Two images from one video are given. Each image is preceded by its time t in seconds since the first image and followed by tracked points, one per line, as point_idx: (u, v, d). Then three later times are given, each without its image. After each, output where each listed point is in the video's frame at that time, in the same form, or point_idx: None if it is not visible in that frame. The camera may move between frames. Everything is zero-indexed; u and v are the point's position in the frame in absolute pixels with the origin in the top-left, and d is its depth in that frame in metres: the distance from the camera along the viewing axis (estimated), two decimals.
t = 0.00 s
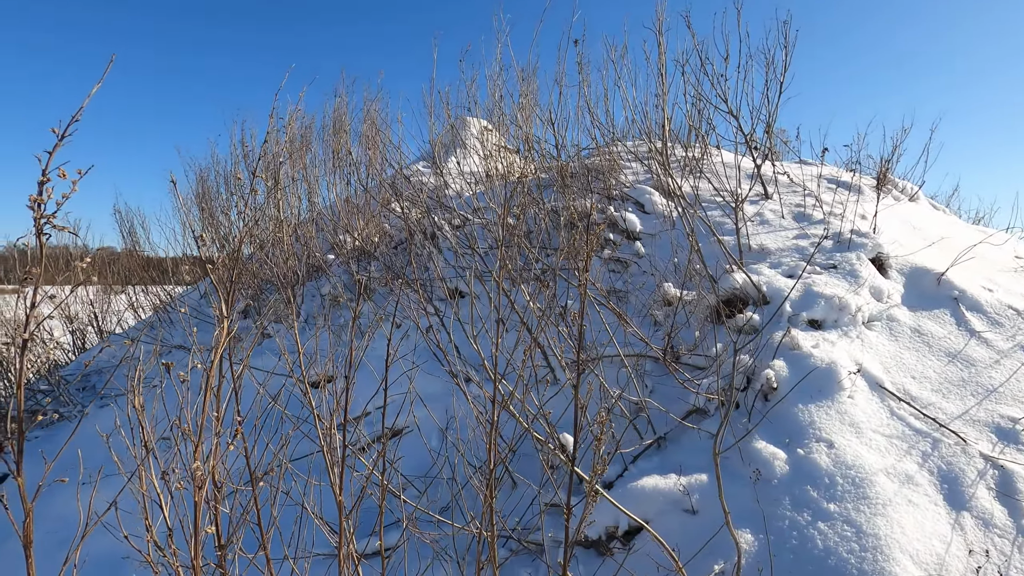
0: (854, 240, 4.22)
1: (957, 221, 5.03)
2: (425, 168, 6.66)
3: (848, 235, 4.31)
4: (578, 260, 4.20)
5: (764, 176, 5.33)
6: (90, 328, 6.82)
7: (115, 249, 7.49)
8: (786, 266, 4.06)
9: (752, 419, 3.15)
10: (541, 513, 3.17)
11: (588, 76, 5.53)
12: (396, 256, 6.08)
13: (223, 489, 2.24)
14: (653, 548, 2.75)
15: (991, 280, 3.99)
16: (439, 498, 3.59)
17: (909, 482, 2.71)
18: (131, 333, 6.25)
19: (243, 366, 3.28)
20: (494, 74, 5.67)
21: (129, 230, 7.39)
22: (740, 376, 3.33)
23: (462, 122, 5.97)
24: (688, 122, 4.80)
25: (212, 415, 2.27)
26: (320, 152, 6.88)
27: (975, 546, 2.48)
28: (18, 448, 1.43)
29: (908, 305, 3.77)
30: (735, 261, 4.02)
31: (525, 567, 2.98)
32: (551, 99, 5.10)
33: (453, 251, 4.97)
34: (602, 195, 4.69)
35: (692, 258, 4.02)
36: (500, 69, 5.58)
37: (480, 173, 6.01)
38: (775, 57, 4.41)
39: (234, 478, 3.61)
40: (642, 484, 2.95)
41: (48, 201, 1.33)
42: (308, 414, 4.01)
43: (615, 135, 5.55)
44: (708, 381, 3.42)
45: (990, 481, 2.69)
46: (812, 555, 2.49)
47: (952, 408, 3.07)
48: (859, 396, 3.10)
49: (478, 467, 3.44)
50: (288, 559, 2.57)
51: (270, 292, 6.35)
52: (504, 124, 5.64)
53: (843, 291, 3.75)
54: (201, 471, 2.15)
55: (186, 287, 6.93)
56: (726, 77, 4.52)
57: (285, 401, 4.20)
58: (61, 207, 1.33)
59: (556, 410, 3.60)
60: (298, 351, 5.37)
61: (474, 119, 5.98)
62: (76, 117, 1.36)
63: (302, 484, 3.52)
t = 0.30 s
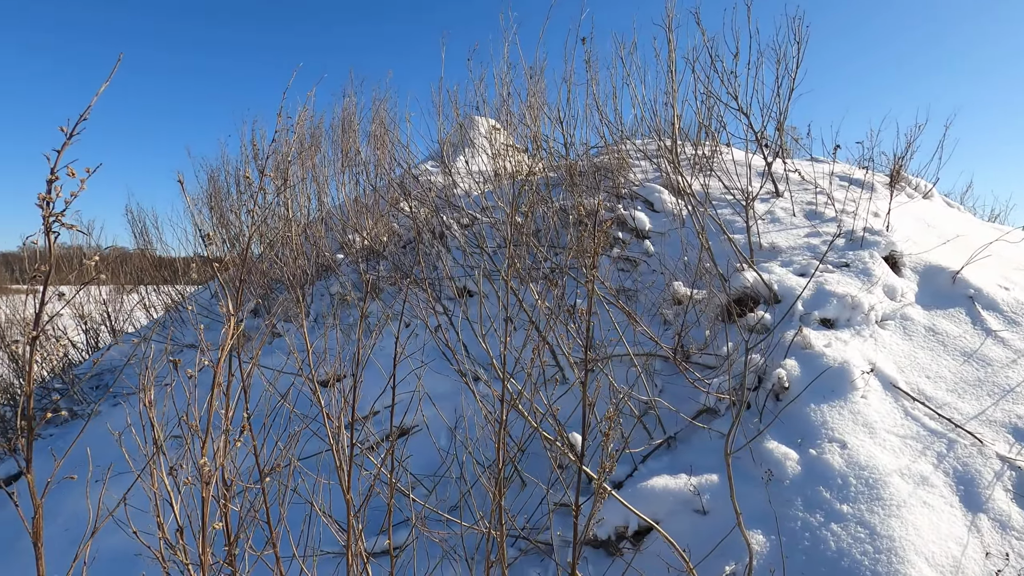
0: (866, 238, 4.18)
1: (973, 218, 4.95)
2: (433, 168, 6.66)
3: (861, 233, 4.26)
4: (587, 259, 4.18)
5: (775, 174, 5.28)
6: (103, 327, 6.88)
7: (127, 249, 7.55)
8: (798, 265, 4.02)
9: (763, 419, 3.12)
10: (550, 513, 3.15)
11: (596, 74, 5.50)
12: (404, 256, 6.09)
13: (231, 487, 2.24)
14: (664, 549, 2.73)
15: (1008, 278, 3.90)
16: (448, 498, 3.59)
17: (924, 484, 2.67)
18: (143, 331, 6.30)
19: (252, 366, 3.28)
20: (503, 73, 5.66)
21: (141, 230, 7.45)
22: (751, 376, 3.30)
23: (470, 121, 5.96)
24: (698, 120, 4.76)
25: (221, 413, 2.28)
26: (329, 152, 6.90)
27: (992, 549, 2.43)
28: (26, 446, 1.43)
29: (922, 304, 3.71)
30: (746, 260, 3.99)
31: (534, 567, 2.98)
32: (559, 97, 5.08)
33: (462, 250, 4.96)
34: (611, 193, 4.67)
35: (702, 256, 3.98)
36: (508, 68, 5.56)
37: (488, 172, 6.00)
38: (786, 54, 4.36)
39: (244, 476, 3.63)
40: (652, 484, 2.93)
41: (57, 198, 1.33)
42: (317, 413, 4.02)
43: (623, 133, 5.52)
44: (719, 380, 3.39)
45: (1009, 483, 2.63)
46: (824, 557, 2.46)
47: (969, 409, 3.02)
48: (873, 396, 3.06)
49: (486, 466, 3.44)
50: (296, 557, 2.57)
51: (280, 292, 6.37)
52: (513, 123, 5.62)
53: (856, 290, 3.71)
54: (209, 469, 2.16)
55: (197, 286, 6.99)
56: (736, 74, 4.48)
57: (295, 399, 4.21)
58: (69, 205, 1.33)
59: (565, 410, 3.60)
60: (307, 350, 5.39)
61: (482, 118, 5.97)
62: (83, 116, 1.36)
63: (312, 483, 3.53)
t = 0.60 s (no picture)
0: (877, 237, 4.14)
1: (985, 217, 4.89)
2: (441, 167, 6.67)
3: (871, 232, 4.23)
4: (595, 259, 4.17)
5: (784, 173, 5.25)
6: (113, 327, 6.94)
7: (136, 249, 7.60)
8: (807, 264, 3.99)
9: (773, 420, 3.11)
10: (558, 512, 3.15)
11: (603, 73, 5.48)
12: (411, 256, 6.10)
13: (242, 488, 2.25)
14: (673, 549, 2.72)
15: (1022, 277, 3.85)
16: (457, 498, 3.60)
17: (936, 486, 2.64)
18: (153, 331, 6.35)
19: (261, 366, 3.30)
20: (509, 72, 5.64)
21: (150, 231, 7.50)
22: (760, 376, 3.29)
23: (476, 120, 5.95)
24: (706, 119, 4.73)
25: (231, 414, 2.28)
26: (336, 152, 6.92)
27: (1005, 552, 2.40)
28: (40, 450, 1.43)
29: (934, 304, 3.67)
30: (754, 259, 3.97)
31: (542, 567, 2.98)
32: (566, 96, 5.06)
33: (469, 250, 4.96)
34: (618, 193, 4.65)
35: (710, 256, 3.97)
36: (515, 67, 5.55)
37: (495, 172, 5.99)
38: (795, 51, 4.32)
39: (253, 475, 3.65)
40: (660, 484, 2.92)
41: (69, 200, 1.34)
42: (325, 412, 4.04)
43: (631, 132, 5.50)
44: (727, 380, 3.38)
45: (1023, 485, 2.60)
46: (834, 559, 2.44)
47: (981, 410, 2.99)
48: (884, 397, 3.04)
49: (494, 466, 3.44)
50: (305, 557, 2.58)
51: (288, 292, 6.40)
52: (520, 122, 5.61)
53: (866, 290, 3.68)
54: (220, 470, 2.16)
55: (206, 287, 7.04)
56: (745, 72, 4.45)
57: (303, 399, 4.23)
58: (81, 207, 1.34)
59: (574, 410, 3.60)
60: (315, 350, 5.41)
61: (489, 117, 5.96)
62: (94, 117, 1.36)
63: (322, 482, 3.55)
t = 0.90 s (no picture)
0: (884, 236, 4.12)
1: (994, 215, 4.85)
2: (445, 167, 6.67)
3: (878, 231, 4.21)
4: (600, 259, 4.16)
5: (790, 172, 5.22)
6: (121, 326, 6.99)
7: (144, 249, 7.65)
8: (814, 263, 3.97)
9: (779, 420, 3.09)
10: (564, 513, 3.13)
11: (608, 72, 5.46)
12: (416, 256, 6.11)
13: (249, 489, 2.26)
14: (678, 550, 2.71)
15: None
16: (463, 497, 3.61)
17: (945, 486, 2.63)
18: (160, 331, 6.39)
19: (267, 366, 3.31)
20: (514, 72, 5.64)
21: (157, 231, 7.54)
22: (766, 376, 3.27)
23: (481, 121, 5.95)
24: (712, 118, 4.71)
25: (238, 415, 2.28)
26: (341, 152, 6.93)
27: (1015, 553, 2.38)
28: (48, 451, 1.44)
29: (942, 303, 3.65)
30: (760, 259, 3.96)
31: (547, 567, 2.98)
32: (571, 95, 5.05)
33: (473, 249, 4.96)
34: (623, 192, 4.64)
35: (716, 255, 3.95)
36: (519, 66, 5.54)
37: (499, 171, 5.99)
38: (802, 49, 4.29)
39: (259, 474, 3.67)
40: (666, 485, 2.92)
41: (77, 201, 1.35)
42: (331, 412, 4.05)
43: (636, 131, 5.49)
44: (733, 380, 3.36)
45: None
46: (841, 560, 2.43)
47: (990, 410, 2.96)
48: (891, 397, 3.02)
49: (500, 466, 3.44)
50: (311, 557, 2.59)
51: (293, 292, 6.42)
52: (524, 122, 5.60)
53: (873, 289, 3.66)
54: (227, 471, 2.17)
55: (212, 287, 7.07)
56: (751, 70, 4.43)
57: (309, 399, 4.24)
58: (89, 208, 1.35)
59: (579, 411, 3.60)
60: (321, 350, 5.43)
61: (494, 117, 5.96)
62: (101, 119, 1.36)
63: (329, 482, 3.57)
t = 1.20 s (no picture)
0: (889, 235, 4.10)
1: (1000, 213, 4.82)
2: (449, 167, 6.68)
3: (883, 230, 4.19)
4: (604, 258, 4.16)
5: (795, 170, 5.20)
6: (127, 326, 7.02)
7: (150, 249, 7.69)
8: (818, 262, 3.96)
9: (783, 420, 3.09)
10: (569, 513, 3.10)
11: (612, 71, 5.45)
12: (421, 255, 6.12)
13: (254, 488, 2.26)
14: (683, 550, 2.71)
15: None
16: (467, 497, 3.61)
17: (951, 486, 2.61)
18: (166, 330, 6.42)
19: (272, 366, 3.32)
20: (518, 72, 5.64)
21: (163, 231, 7.57)
22: (770, 375, 3.26)
23: (485, 120, 5.96)
24: (716, 116, 4.70)
25: (244, 414, 2.29)
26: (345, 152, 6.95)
27: (1021, 553, 2.37)
28: (56, 449, 1.44)
29: (948, 302, 3.63)
30: (764, 258, 3.95)
31: (552, 567, 2.98)
32: (575, 95, 5.06)
33: (477, 249, 4.97)
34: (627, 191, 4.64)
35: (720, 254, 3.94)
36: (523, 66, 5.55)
37: (503, 171, 6.00)
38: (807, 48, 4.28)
39: (265, 473, 3.69)
40: (670, 484, 2.91)
41: (84, 204, 1.36)
42: (336, 412, 4.06)
43: (639, 130, 5.49)
44: (737, 380, 3.36)
45: None
46: (846, 560, 2.42)
47: (997, 409, 2.95)
48: (897, 397, 3.01)
49: (504, 465, 3.45)
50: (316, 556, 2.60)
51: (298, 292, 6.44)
52: (528, 121, 5.61)
53: (879, 288, 3.64)
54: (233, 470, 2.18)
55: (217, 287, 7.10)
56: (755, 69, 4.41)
57: (315, 398, 4.26)
58: (97, 210, 1.36)
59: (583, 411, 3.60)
60: (326, 349, 5.45)
61: (497, 117, 5.97)
62: (110, 122, 1.37)
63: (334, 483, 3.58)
